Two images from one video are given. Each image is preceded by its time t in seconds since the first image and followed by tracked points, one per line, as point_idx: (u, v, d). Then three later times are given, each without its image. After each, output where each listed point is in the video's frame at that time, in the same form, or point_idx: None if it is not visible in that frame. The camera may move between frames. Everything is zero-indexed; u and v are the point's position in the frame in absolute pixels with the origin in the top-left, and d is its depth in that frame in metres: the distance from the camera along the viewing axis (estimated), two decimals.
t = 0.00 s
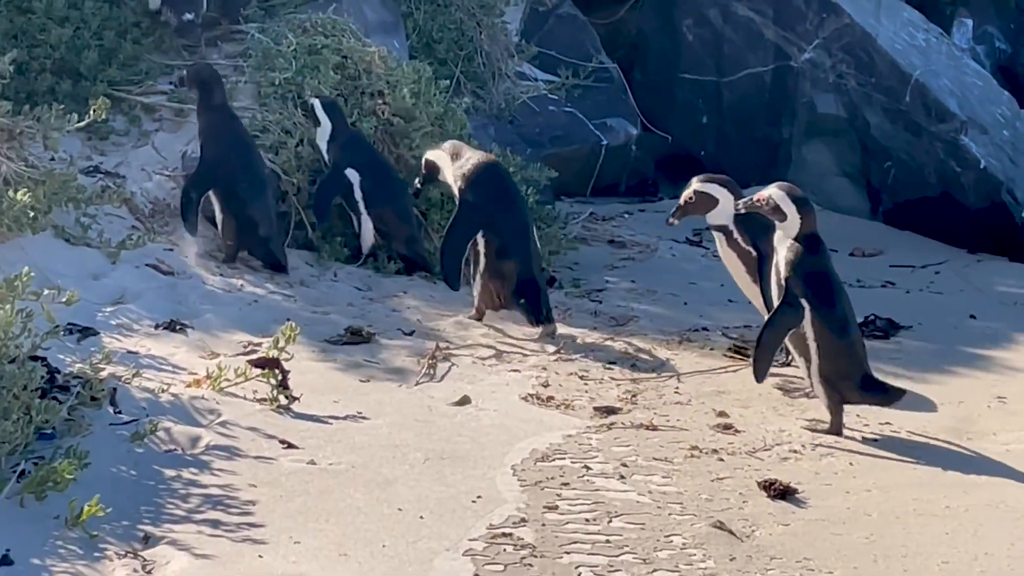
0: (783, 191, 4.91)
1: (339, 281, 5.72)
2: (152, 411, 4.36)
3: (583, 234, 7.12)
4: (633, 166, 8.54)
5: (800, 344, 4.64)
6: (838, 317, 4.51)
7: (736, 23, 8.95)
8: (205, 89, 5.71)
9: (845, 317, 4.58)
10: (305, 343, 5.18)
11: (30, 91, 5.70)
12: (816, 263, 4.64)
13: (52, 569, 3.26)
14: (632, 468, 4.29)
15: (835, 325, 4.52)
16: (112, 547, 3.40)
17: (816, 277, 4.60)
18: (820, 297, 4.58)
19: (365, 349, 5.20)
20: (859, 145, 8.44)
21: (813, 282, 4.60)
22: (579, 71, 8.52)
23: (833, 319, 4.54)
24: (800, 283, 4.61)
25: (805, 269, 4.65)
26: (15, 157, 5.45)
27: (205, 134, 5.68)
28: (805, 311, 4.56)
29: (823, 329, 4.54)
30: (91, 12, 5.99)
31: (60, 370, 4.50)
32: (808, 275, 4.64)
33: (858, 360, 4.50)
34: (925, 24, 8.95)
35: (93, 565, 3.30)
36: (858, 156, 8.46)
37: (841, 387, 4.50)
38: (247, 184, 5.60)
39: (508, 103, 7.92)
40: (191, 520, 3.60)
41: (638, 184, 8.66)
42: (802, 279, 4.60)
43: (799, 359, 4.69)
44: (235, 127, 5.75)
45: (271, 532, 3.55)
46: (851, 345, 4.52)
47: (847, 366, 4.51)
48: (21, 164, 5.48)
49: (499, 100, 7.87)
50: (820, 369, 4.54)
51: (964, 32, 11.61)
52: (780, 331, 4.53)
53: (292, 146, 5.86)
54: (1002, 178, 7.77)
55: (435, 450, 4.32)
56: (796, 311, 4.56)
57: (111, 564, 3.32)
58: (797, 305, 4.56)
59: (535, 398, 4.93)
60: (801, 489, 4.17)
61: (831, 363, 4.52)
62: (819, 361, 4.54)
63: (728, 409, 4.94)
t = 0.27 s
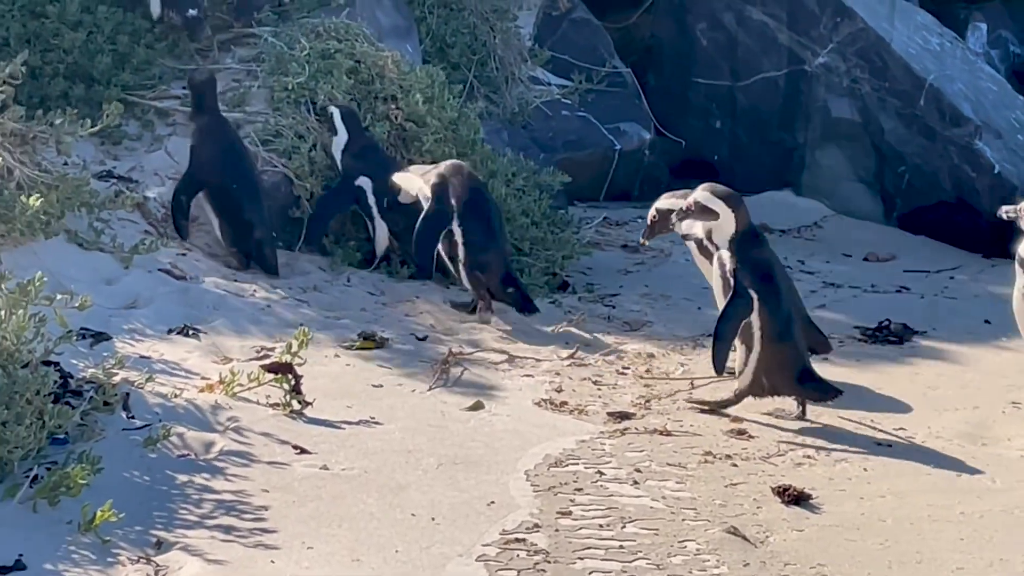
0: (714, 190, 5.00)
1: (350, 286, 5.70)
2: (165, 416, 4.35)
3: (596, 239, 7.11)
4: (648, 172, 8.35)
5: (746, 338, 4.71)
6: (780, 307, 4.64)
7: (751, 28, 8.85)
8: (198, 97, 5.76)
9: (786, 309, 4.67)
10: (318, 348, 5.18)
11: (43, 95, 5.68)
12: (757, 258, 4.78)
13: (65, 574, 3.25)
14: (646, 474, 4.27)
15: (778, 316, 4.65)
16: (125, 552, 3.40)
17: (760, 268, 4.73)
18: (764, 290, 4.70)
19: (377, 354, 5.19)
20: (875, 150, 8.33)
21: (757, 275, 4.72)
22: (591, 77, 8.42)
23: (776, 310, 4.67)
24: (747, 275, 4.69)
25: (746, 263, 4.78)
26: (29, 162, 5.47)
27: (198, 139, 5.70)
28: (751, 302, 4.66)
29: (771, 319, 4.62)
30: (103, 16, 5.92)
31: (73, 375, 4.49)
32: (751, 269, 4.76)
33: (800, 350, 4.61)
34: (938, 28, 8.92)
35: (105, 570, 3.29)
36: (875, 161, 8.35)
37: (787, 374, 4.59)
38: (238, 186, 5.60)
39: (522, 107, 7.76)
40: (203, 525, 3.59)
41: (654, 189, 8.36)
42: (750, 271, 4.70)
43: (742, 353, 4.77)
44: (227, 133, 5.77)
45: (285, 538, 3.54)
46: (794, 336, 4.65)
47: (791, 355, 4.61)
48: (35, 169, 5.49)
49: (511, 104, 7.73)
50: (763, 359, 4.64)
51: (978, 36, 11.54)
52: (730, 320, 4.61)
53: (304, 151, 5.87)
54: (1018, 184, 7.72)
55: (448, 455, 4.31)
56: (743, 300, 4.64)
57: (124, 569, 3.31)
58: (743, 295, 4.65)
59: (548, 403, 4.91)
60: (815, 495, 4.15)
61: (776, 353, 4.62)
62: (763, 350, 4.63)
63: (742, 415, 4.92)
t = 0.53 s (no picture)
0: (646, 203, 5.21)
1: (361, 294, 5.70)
2: (178, 425, 4.36)
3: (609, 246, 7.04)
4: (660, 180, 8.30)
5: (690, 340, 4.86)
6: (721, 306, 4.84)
7: (762, 36, 8.75)
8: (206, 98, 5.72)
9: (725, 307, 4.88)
10: (329, 356, 5.18)
11: (55, 103, 5.68)
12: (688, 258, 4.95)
13: None
14: (658, 482, 4.27)
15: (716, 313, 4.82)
16: (138, 560, 3.39)
17: (694, 270, 4.91)
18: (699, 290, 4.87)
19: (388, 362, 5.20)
20: (887, 157, 8.31)
21: (692, 275, 4.90)
22: (605, 85, 8.24)
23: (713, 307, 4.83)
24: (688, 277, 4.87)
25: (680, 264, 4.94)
26: (41, 171, 5.49)
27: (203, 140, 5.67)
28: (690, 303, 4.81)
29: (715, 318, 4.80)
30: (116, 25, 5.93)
31: (85, 383, 4.50)
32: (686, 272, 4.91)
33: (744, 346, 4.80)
34: (952, 37, 8.84)
35: None
36: (887, 170, 8.31)
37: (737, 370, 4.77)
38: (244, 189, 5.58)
39: (534, 116, 7.63)
40: (216, 533, 3.59)
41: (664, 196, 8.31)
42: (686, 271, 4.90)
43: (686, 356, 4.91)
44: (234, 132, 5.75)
45: (297, 546, 3.54)
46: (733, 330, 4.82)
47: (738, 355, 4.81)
48: (47, 177, 5.52)
49: (523, 111, 7.61)
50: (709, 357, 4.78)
51: (990, 45, 11.30)
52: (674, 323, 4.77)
53: (317, 159, 5.87)
54: None
55: (460, 464, 4.31)
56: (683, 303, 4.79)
57: None
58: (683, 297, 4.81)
59: (561, 412, 4.91)
60: (827, 503, 4.14)
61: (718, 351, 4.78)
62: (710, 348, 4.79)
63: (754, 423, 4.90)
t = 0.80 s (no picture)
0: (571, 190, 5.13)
1: (370, 304, 5.71)
2: (189, 435, 4.34)
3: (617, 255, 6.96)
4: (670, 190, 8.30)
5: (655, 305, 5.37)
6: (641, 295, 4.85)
7: (772, 47, 8.99)
8: (207, 88, 5.69)
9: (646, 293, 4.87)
10: (339, 368, 5.19)
11: (66, 115, 5.65)
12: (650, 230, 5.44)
13: None
14: (668, 493, 4.27)
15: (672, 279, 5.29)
16: (149, 572, 3.39)
17: (615, 262, 4.91)
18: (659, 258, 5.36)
19: (398, 373, 5.21)
20: (896, 171, 8.49)
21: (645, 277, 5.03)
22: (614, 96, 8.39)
23: (672, 273, 5.32)
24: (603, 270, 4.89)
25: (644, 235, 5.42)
26: (52, 182, 5.51)
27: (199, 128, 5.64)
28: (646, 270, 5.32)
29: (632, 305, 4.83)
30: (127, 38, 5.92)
31: (95, 394, 4.50)
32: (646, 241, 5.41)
33: (658, 336, 4.76)
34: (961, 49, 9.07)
35: None
36: (894, 181, 8.50)
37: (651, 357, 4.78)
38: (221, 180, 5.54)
39: (543, 127, 7.60)
40: (226, 544, 3.60)
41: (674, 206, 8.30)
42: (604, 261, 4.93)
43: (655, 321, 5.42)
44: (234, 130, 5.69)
45: (308, 557, 3.55)
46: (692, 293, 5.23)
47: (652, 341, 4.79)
48: (59, 189, 5.55)
49: (533, 124, 7.57)
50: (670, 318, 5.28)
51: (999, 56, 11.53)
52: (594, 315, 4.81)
53: (326, 169, 5.78)
54: None
55: (470, 475, 4.31)
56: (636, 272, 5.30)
57: None
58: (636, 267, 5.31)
59: (570, 423, 4.91)
60: (837, 514, 4.14)
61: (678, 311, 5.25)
62: (627, 341, 4.79)
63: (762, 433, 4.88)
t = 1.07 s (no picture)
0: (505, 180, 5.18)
1: (378, 318, 5.70)
2: (197, 451, 4.35)
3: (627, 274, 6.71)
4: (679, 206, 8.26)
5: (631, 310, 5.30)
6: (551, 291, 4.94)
7: (779, 62, 8.73)
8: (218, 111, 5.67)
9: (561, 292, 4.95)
10: (348, 382, 5.19)
11: (74, 129, 5.64)
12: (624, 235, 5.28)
13: None
14: (677, 508, 4.26)
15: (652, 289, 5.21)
16: None
17: (532, 257, 4.97)
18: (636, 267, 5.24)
19: (407, 387, 5.21)
20: (905, 186, 8.28)
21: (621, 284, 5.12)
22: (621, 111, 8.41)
23: (651, 283, 5.23)
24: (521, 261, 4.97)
25: (618, 240, 5.27)
26: (61, 197, 5.52)
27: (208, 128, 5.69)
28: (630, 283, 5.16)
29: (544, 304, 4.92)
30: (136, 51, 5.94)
31: (104, 409, 4.51)
32: (622, 251, 5.27)
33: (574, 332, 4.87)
34: (969, 62, 8.90)
35: None
36: (904, 197, 8.29)
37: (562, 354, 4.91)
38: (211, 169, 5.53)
39: (551, 141, 7.52)
40: (235, 559, 3.60)
41: (683, 223, 8.25)
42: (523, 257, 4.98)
43: (628, 322, 5.37)
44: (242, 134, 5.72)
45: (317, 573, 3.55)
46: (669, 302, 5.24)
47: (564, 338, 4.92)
48: (68, 204, 5.56)
49: (541, 139, 7.48)
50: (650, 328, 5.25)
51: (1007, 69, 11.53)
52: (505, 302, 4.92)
53: (335, 184, 5.73)
54: None
55: (479, 489, 4.30)
56: (621, 284, 5.12)
57: None
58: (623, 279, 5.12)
59: (579, 437, 4.91)
60: (846, 529, 4.14)
61: (658, 321, 5.24)
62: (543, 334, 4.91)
63: (772, 448, 4.88)
